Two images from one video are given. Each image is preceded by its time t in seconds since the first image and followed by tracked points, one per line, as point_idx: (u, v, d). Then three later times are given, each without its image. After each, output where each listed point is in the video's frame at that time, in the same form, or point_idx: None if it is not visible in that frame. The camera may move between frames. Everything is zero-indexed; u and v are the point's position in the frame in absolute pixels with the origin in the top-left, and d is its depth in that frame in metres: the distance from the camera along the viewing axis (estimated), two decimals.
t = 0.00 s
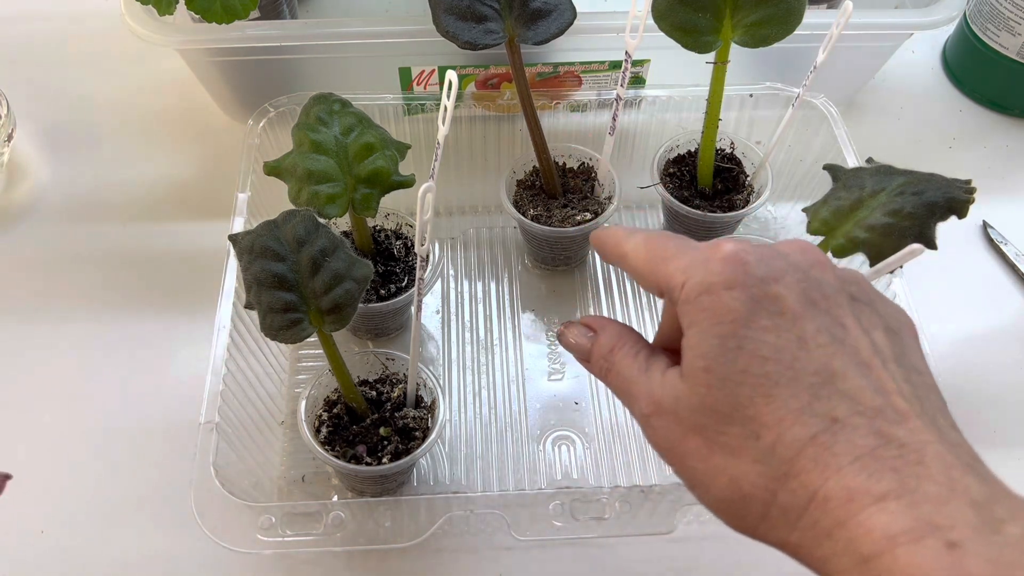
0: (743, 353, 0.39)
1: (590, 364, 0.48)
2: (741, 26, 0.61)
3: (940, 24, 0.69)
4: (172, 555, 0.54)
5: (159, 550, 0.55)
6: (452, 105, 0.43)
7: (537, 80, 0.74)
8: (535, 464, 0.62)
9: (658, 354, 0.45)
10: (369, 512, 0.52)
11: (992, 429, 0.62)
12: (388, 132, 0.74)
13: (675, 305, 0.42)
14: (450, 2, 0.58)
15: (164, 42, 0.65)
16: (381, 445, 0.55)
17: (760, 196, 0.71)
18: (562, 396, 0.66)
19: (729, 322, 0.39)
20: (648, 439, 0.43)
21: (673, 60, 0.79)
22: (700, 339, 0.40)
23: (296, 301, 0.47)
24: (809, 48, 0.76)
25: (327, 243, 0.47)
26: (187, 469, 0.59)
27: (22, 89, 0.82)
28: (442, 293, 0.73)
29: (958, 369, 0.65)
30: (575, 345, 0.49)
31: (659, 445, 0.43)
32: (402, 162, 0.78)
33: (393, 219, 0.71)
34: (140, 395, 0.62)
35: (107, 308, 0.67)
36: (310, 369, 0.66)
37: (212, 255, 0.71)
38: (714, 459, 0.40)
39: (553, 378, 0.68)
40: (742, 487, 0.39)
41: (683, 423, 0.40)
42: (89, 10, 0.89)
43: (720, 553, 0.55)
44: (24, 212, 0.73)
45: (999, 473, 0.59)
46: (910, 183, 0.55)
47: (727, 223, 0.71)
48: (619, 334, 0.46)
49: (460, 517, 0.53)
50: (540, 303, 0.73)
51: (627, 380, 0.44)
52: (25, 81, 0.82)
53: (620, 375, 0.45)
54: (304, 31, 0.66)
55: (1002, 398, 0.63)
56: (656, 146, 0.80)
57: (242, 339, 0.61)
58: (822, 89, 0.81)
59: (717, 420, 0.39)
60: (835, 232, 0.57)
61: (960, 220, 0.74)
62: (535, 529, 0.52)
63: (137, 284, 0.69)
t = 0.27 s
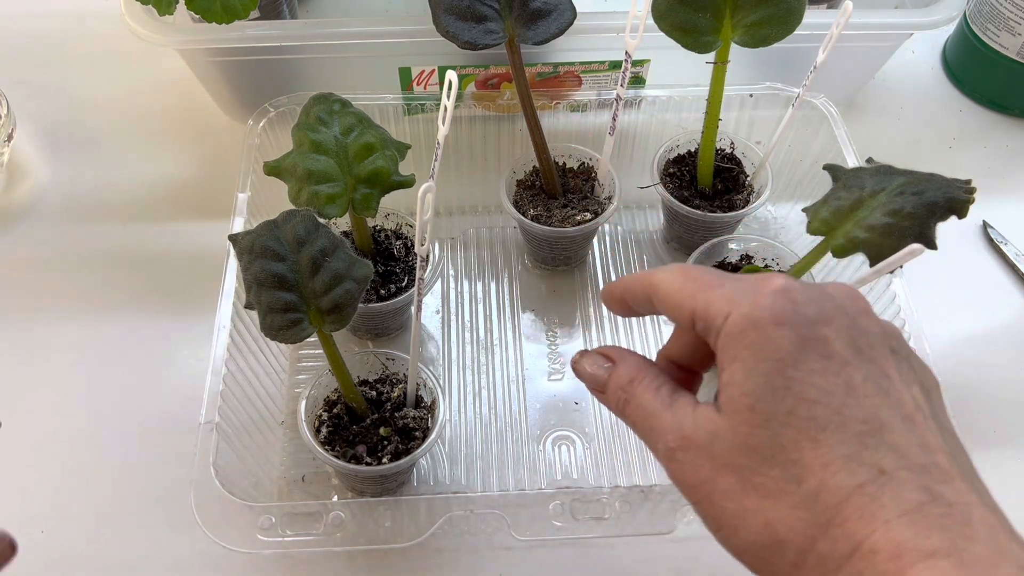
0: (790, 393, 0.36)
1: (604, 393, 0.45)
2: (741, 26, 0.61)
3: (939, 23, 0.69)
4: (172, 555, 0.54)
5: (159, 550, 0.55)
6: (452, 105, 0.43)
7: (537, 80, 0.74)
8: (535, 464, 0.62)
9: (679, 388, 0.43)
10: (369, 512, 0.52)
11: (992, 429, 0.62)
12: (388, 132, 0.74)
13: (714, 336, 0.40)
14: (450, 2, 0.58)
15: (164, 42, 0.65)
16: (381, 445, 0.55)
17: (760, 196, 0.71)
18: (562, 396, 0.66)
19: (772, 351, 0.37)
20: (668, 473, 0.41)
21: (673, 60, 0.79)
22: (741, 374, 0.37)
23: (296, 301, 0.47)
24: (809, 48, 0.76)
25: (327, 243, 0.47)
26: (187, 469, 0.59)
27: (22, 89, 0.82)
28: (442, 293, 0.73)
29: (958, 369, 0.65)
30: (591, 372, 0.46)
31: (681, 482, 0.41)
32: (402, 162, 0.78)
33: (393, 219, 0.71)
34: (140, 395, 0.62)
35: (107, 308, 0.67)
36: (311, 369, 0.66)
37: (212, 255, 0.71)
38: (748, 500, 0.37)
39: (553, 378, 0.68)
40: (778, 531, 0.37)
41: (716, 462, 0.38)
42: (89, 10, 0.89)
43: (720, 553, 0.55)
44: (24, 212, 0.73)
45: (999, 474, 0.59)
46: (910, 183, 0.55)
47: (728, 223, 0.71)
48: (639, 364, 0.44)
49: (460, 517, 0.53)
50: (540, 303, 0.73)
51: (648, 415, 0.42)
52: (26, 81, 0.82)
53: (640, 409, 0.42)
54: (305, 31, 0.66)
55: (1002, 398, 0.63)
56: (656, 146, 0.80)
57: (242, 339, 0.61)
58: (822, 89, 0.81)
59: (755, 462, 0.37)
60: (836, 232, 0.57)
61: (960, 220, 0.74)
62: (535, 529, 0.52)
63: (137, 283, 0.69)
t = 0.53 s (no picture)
0: (825, 417, 0.36)
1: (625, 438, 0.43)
2: (741, 27, 0.61)
3: (939, 23, 0.69)
4: (172, 555, 0.54)
5: (159, 550, 0.55)
6: (452, 105, 0.43)
7: (537, 80, 0.74)
8: (535, 464, 0.62)
9: (705, 426, 0.41)
10: (369, 511, 0.52)
11: (992, 429, 0.62)
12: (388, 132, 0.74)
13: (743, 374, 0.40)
14: (450, 2, 0.58)
15: (164, 41, 0.65)
16: (381, 445, 0.55)
17: (760, 196, 0.71)
18: (563, 396, 0.66)
19: (802, 384, 0.37)
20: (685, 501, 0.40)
21: (673, 60, 0.79)
22: (777, 402, 0.37)
23: (296, 301, 0.47)
24: (809, 48, 0.76)
25: (326, 243, 0.47)
26: (187, 469, 0.59)
27: (22, 89, 0.82)
28: (442, 293, 0.73)
29: (958, 369, 0.65)
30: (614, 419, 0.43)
31: (709, 512, 0.39)
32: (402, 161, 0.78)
33: (393, 219, 0.71)
34: (140, 395, 0.62)
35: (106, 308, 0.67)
36: (311, 369, 0.66)
37: (212, 255, 0.71)
38: (785, 524, 0.36)
39: (554, 378, 0.68)
40: (818, 554, 0.35)
41: (749, 490, 0.37)
42: (89, 10, 0.89)
43: (720, 553, 0.55)
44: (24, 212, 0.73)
45: (999, 474, 0.59)
46: (910, 183, 0.55)
47: (728, 223, 0.71)
48: (664, 406, 0.42)
49: (460, 517, 0.53)
50: (540, 303, 0.73)
51: (678, 452, 0.40)
52: (25, 81, 0.82)
53: (670, 447, 0.40)
54: (305, 31, 0.66)
55: (1002, 398, 0.63)
56: (656, 146, 0.80)
57: (242, 339, 0.61)
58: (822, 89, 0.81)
59: (794, 484, 0.36)
60: (836, 232, 0.57)
61: (960, 220, 0.74)
62: (535, 529, 0.52)
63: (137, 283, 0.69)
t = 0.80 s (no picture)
0: (724, 380, 0.37)
1: (540, 416, 0.44)
2: (741, 26, 0.61)
3: (939, 23, 0.69)
4: (171, 555, 0.54)
5: (158, 550, 0.55)
6: (452, 105, 0.43)
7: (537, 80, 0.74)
8: (535, 464, 0.62)
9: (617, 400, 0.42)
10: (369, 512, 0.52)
11: (992, 430, 0.61)
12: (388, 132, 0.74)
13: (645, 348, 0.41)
14: (449, 2, 0.58)
15: (164, 41, 0.65)
16: (381, 445, 0.55)
17: (760, 196, 0.71)
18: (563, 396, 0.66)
19: (700, 349, 0.38)
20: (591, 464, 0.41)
21: (673, 60, 0.79)
22: (679, 367, 0.38)
23: (296, 301, 0.47)
24: (809, 48, 0.76)
25: (327, 244, 0.47)
26: (186, 469, 0.59)
27: (23, 89, 0.82)
28: (442, 293, 0.73)
29: (958, 369, 0.65)
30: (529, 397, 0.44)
31: (618, 476, 0.40)
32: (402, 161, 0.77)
33: (393, 219, 0.71)
34: (139, 395, 0.62)
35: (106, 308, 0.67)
36: (310, 369, 0.66)
37: (212, 255, 0.71)
38: (687, 483, 0.36)
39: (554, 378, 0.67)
40: (725, 515, 0.35)
41: (657, 452, 0.37)
42: (90, 10, 0.89)
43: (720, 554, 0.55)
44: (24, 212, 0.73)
45: (999, 474, 0.59)
46: (911, 183, 0.55)
47: (728, 223, 0.71)
48: (579, 384, 0.43)
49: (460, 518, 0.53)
50: (540, 303, 0.73)
51: (589, 423, 0.40)
52: (25, 80, 0.82)
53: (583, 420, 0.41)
54: (305, 31, 0.66)
55: (1002, 398, 0.63)
56: (656, 146, 0.80)
57: (242, 339, 0.61)
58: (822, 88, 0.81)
59: (694, 443, 0.36)
60: (836, 232, 0.57)
61: (960, 220, 0.74)
62: (534, 530, 0.52)
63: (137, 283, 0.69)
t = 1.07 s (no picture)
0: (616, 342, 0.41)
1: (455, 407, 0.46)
2: (741, 26, 0.61)
3: (940, 24, 0.69)
4: (172, 555, 0.54)
5: (159, 550, 0.55)
6: (452, 105, 0.43)
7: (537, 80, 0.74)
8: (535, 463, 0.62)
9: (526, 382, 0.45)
10: (369, 512, 0.52)
11: (993, 429, 0.61)
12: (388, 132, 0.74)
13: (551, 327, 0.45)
14: (449, 2, 0.58)
15: (164, 42, 0.65)
16: (381, 445, 0.55)
17: (760, 196, 0.71)
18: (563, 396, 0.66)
19: (595, 317, 0.42)
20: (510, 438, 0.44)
21: (673, 60, 0.78)
22: (577, 336, 0.42)
23: (296, 301, 0.47)
24: (809, 48, 0.76)
25: (326, 244, 0.47)
26: (186, 469, 0.58)
27: (23, 90, 0.82)
28: (442, 293, 0.73)
29: (958, 368, 0.65)
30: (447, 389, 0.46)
31: (528, 444, 0.43)
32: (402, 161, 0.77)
33: (393, 219, 0.71)
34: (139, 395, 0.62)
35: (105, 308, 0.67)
36: (310, 369, 0.66)
37: (212, 255, 0.71)
38: (590, 437, 0.40)
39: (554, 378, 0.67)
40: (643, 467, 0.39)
41: (563, 416, 0.41)
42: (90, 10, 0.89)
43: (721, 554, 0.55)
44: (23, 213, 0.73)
45: (999, 474, 0.59)
46: (911, 183, 0.55)
47: (728, 222, 0.71)
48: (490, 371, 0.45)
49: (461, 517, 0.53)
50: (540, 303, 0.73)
51: (503, 403, 0.43)
52: (25, 81, 0.82)
53: (490, 398, 0.44)
54: (305, 31, 0.66)
55: (1002, 398, 0.63)
56: (655, 146, 0.80)
57: (241, 339, 0.61)
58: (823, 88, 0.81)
59: (595, 400, 0.40)
60: (837, 232, 0.57)
61: (960, 220, 0.74)
62: (534, 529, 0.52)
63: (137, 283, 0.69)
